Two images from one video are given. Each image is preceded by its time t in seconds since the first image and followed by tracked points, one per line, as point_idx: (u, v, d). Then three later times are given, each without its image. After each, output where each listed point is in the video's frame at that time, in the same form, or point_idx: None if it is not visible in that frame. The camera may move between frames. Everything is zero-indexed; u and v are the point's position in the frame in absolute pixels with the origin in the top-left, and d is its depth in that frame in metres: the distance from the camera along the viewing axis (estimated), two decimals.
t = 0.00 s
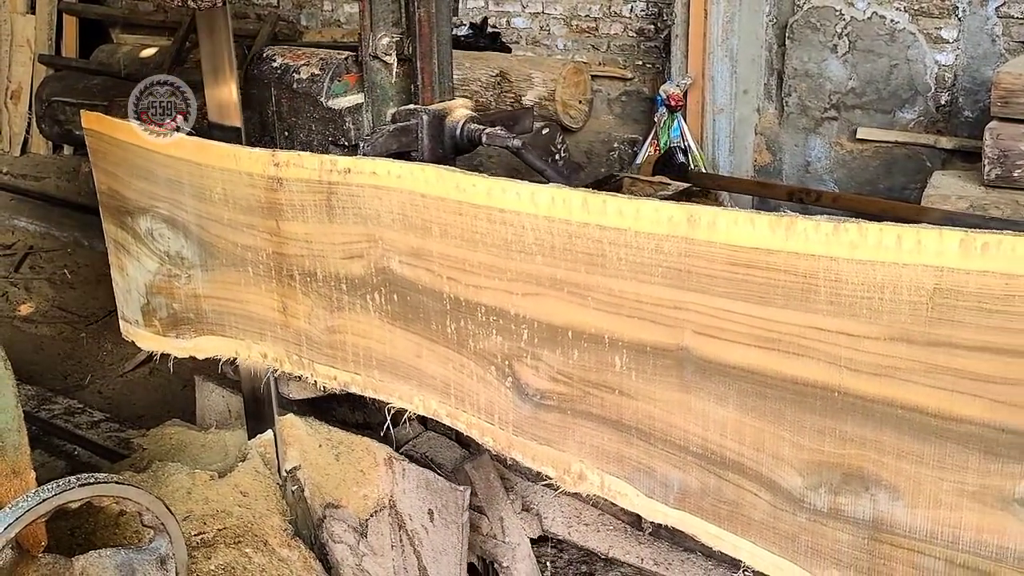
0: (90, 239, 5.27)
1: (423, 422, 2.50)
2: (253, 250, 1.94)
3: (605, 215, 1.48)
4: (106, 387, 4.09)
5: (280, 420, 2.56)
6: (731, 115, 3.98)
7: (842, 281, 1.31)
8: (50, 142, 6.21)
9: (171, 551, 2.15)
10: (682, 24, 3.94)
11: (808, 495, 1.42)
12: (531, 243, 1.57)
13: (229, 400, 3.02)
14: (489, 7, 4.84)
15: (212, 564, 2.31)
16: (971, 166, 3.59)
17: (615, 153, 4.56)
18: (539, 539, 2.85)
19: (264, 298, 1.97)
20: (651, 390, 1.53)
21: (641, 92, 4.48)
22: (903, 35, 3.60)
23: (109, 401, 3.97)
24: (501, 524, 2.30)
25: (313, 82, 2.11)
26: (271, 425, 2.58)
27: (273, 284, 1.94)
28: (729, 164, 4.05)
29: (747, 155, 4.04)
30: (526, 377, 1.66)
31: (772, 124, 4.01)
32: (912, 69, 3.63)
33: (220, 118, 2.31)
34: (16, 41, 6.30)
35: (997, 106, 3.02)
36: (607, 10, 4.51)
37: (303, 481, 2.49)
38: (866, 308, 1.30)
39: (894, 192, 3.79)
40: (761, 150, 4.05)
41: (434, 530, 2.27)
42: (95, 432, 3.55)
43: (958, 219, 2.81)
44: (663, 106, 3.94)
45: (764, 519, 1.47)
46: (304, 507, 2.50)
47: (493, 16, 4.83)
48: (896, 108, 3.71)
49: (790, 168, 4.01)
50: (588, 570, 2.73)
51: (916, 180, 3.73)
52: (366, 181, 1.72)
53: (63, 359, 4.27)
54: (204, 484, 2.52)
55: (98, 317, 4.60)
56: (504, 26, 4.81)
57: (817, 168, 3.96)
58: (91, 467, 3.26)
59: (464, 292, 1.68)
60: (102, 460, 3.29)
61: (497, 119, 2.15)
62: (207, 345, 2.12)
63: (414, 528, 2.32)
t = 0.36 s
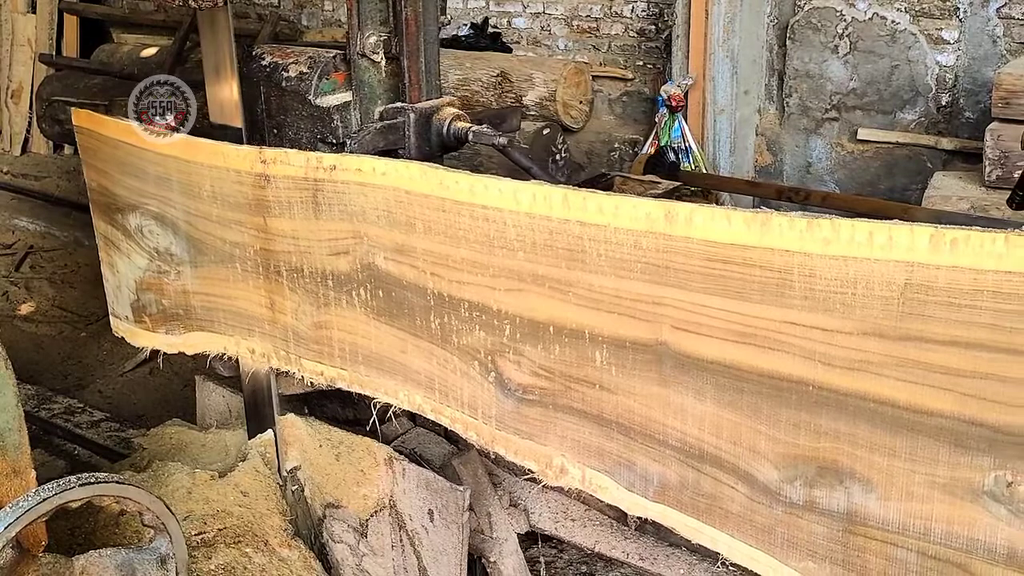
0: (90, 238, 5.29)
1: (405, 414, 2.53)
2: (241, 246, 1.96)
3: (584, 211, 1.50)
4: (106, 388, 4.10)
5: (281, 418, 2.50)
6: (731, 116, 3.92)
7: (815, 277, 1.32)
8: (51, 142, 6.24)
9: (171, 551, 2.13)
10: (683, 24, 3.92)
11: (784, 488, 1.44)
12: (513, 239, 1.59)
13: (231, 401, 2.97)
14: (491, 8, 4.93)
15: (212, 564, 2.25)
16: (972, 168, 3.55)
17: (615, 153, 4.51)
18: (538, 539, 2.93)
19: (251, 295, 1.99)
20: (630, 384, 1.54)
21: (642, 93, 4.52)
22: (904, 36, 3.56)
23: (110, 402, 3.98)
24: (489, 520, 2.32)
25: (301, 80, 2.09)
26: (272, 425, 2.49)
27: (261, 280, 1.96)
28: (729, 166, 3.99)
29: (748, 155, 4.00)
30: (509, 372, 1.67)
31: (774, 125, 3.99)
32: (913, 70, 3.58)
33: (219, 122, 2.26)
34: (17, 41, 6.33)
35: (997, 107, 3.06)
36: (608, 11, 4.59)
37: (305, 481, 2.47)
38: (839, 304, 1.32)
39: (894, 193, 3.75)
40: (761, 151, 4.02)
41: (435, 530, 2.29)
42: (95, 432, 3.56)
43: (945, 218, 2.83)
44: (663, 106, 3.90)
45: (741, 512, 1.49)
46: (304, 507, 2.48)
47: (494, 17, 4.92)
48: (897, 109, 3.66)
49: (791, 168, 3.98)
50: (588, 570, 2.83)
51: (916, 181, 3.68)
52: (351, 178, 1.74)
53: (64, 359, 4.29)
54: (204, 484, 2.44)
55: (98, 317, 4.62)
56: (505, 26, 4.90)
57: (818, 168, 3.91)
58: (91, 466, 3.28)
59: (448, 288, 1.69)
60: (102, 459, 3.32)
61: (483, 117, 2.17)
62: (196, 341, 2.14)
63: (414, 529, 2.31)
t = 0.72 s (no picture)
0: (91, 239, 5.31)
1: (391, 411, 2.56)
2: (229, 244, 1.98)
3: (564, 210, 1.52)
4: (106, 388, 4.12)
5: (282, 421, 2.50)
6: (732, 117, 3.97)
7: (788, 274, 1.34)
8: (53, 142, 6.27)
9: (171, 552, 2.12)
10: (684, 27, 3.96)
11: (759, 483, 1.46)
12: (494, 237, 1.61)
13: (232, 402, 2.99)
14: (492, 10, 4.92)
15: (212, 565, 2.29)
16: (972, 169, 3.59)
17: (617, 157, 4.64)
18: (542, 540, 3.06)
19: (239, 292, 2.01)
20: (609, 381, 1.56)
21: (643, 94, 4.55)
22: (906, 38, 3.58)
23: (111, 402, 4.00)
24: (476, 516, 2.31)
25: (290, 80, 2.10)
26: (272, 427, 2.52)
27: (248, 277, 1.98)
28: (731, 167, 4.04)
29: (749, 157, 4.04)
30: (491, 368, 1.69)
31: (776, 126, 4.01)
32: (915, 72, 3.60)
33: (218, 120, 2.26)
34: (19, 41, 6.36)
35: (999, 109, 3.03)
36: (610, 12, 4.56)
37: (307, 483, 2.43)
38: (812, 301, 1.34)
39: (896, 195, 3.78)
40: (763, 153, 4.05)
41: (435, 532, 2.29)
42: (96, 432, 3.58)
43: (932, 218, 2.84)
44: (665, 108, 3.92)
45: (718, 507, 1.51)
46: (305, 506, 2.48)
47: (496, 18, 4.91)
48: (898, 111, 3.68)
49: (792, 170, 4.01)
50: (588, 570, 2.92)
51: (916, 183, 3.73)
52: (336, 176, 1.76)
53: (65, 359, 4.32)
54: (205, 485, 2.52)
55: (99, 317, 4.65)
56: (506, 27, 4.89)
57: (819, 170, 3.95)
58: (92, 467, 3.31)
59: (431, 285, 1.71)
60: (103, 459, 3.34)
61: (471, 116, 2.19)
62: (185, 338, 2.16)
63: (414, 530, 2.30)
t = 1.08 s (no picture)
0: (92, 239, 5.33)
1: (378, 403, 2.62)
2: (216, 241, 2.00)
3: (544, 206, 1.54)
4: (107, 388, 4.14)
5: (285, 420, 2.51)
6: (734, 119, 3.96)
7: (762, 270, 1.36)
8: (55, 143, 6.30)
9: (172, 552, 2.04)
10: (686, 28, 3.97)
11: (734, 475, 1.48)
12: (476, 232, 1.63)
13: (233, 402, 2.97)
14: (494, 10, 5.00)
15: (214, 565, 2.24)
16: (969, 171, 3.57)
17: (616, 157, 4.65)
18: (544, 543, 2.99)
19: (227, 288, 2.03)
20: (588, 375, 1.58)
21: (645, 95, 4.53)
22: (908, 39, 3.59)
23: (111, 402, 4.02)
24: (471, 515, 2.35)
25: (279, 78, 2.15)
26: (275, 426, 2.53)
27: (236, 274, 2.00)
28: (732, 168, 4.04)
29: (750, 158, 4.03)
30: (473, 363, 1.71)
31: (777, 128, 4.02)
32: (917, 73, 3.61)
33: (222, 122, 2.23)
34: (21, 41, 6.38)
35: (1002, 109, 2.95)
36: (612, 14, 4.59)
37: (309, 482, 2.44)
38: (785, 296, 1.36)
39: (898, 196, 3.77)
40: (766, 154, 4.06)
41: (437, 532, 2.31)
42: (96, 432, 3.61)
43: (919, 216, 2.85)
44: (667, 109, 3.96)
45: (695, 499, 1.53)
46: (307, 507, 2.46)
47: (498, 19, 4.98)
48: (900, 111, 3.69)
49: (794, 171, 4.02)
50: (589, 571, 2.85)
51: (918, 184, 3.71)
52: (321, 173, 1.78)
53: (66, 359, 4.33)
54: (207, 485, 2.46)
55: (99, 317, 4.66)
56: (508, 28, 4.95)
57: (821, 171, 3.96)
58: (94, 467, 3.32)
59: (414, 281, 1.73)
60: (104, 459, 3.36)
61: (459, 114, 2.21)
62: (173, 334, 2.18)
63: (416, 530, 2.31)
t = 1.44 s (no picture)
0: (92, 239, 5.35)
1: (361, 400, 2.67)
2: (202, 237, 2.02)
3: (521, 203, 1.56)
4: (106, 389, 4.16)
5: (283, 420, 2.51)
6: (734, 119, 4.02)
7: (733, 264, 1.38)
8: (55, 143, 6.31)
9: (172, 552, 2.13)
10: (687, 28, 4.03)
11: (708, 468, 1.50)
12: (455, 229, 1.65)
13: (234, 403, 2.97)
14: (494, 11, 5.07)
15: (213, 565, 2.32)
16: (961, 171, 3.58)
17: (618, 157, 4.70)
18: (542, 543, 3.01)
19: (213, 285, 2.05)
20: (565, 369, 1.60)
21: (646, 95, 4.63)
22: (909, 39, 3.64)
23: (110, 402, 4.04)
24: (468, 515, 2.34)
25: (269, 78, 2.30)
26: (273, 427, 2.54)
27: (221, 270, 2.02)
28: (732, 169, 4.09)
29: (751, 158, 4.09)
30: (453, 358, 1.73)
31: (777, 128, 4.08)
32: (918, 73, 3.66)
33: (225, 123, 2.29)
34: (21, 41, 6.40)
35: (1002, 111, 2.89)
36: (613, 14, 4.69)
37: (306, 483, 2.48)
38: (756, 290, 1.38)
39: (898, 197, 3.83)
40: (766, 155, 4.12)
41: (436, 533, 2.33)
42: (96, 433, 3.63)
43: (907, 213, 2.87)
44: (668, 109, 4.01)
45: (670, 492, 1.55)
46: (305, 509, 2.49)
47: (498, 20, 5.07)
48: (900, 112, 3.75)
49: (794, 172, 4.07)
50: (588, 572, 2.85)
51: (918, 185, 3.77)
52: (304, 170, 1.80)
53: (65, 359, 4.35)
54: (206, 485, 2.54)
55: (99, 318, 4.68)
56: (509, 28, 5.04)
57: (821, 172, 4.01)
58: (93, 467, 3.34)
59: (396, 277, 1.75)
60: (104, 459, 3.38)
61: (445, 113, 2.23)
62: (160, 330, 2.20)
63: (415, 531, 2.35)
